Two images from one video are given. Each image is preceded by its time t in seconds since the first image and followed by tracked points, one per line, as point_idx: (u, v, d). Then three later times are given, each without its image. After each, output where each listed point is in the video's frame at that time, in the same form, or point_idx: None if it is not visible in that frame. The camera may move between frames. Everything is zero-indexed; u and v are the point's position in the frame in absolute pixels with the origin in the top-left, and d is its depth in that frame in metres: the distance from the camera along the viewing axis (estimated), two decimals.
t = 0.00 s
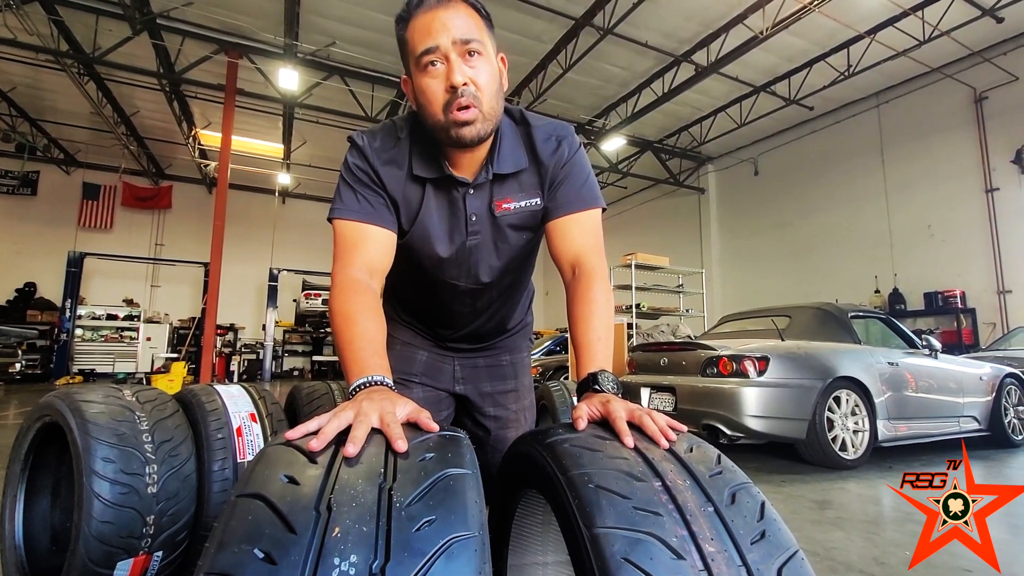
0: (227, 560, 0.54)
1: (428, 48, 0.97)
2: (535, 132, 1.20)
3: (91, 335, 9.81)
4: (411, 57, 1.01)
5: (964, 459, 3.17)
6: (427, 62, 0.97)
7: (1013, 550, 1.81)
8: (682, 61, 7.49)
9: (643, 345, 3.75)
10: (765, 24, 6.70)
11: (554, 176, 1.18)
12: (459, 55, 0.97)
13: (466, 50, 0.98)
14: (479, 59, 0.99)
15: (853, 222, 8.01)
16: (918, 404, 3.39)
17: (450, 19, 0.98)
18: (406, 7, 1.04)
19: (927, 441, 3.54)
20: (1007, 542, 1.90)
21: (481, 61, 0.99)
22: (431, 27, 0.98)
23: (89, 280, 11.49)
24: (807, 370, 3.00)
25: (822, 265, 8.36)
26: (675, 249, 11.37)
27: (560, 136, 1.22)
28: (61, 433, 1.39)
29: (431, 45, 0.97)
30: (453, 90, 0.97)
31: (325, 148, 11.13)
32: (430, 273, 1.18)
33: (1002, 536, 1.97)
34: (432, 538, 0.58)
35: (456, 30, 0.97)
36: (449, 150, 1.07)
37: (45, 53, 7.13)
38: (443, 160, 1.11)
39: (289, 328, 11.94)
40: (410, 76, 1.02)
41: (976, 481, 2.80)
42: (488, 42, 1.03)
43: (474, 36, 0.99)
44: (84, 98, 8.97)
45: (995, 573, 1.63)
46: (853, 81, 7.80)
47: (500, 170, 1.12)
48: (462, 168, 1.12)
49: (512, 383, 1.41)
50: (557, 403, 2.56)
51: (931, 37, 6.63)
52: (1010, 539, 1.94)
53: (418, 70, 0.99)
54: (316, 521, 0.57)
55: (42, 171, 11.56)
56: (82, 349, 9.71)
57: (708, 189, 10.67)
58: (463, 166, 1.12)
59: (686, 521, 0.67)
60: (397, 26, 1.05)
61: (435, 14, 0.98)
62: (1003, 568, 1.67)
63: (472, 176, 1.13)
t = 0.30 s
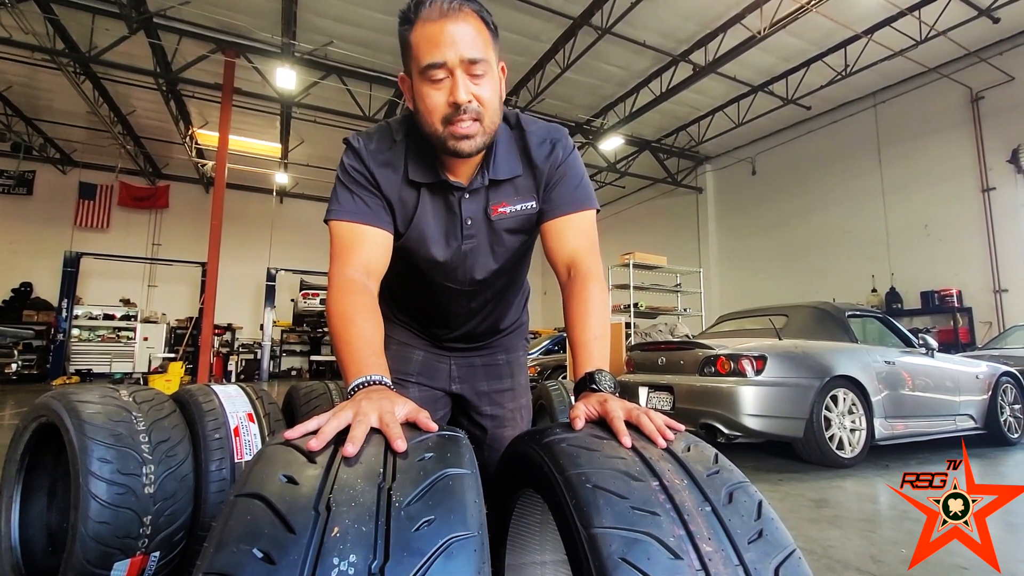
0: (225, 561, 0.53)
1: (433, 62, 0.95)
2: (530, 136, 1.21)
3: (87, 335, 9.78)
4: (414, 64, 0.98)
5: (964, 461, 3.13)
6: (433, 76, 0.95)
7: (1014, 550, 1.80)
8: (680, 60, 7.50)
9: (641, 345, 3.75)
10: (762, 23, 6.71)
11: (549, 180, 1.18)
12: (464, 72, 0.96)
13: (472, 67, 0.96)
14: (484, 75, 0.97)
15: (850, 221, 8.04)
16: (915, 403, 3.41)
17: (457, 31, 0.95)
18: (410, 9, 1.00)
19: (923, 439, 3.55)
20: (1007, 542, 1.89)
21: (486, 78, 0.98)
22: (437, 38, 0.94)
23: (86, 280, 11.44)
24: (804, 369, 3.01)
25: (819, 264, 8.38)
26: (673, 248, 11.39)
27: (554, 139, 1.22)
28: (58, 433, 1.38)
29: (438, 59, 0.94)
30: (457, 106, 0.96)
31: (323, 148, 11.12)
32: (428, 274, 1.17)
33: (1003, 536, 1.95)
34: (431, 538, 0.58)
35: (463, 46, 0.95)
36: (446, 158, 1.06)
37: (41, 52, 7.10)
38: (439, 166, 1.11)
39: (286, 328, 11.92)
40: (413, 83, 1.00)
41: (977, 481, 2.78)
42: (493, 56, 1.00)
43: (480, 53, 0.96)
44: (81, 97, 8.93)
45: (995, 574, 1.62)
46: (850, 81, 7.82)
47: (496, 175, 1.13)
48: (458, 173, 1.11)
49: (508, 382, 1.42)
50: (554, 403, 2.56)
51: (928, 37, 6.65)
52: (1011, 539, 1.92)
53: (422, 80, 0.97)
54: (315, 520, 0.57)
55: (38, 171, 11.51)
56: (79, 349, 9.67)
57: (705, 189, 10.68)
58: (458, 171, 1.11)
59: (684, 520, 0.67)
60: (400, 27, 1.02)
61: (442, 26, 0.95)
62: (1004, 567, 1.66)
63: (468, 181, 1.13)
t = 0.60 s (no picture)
0: (222, 560, 0.53)
1: (446, 76, 0.95)
2: (528, 141, 1.21)
3: (85, 336, 9.75)
4: (425, 75, 0.98)
5: (964, 463, 3.09)
6: (446, 89, 0.95)
7: (1014, 551, 1.78)
8: (678, 59, 7.50)
9: (639, 344, 3.75)
10: (760, 23, 6.71)
11: (547, 185, 1.19)
12: (477, 86, 0.96)
13: (485, 82, 0.97)
14: (495, 89, 0.98)
15: (848, 221, 8.05)
16: (912, 401, 3.41)
17: (470, 45, 0.95)
18: (422, 17, 0.99)
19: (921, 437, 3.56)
20: (1008, 542, 1.87)
21: (497, 92, 0.99)
22: (450, 51, 0.94)
23: (83, 281, 11.41)
24: (802, 368, 3.02)
25: (817, 263, 8.39)
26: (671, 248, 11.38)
27: (552, 145, 1.23)
28: (55, 434, 1.38)
29: (452, 74, 0.94)
30: (470, 120, 0.97)
31: (322, 148, 11.11)
32: (427, 277, 1.18)
33: (1002, 536, 1.94)
34: (429, 535, 0.58)
35: (477, 61, 0.95)
36: (448, 164, 1.07)
37: (38, 52, 7.08)
38: (441, 171, 1.11)
39: (285, 328, 11.89)
40: (422, 93, 1.00)
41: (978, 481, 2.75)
42: (503, 71, 1.01)
43: (493, 69, 0.97)
44: (78, 97, 8.91)
45: (996, 574, 1.61)
46: (847, 80, 7.83)
47: (498, 181, 1.13)
48: (459, 178, 1.12)
49: (503, 381, 1.42)
50: (553, 402, 2.55)
51: (926, 36, 6.66)
52: (1012, 539, 1.91)
53: (433, 92, 0.97)
54: (313, 520, 0.58)
55: (35, 171, 11.47)
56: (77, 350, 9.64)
57: (704, 188, 10.68)
58: (460, 177, 1.11)
59: (682, 520, 0.67)
60: (411, 34, 1.01)
61: (454, 39, 0.95)
62: (1004, 568, 1.65)
63: (469, 186, 1.13)
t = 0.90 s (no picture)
0: (223, 558, 0.54)
1: (438, 78, 0.96)
2: (529, 149, 1.23)
3: (84, 337, 9.73)
4: (417, 79, 0.99)
5: (964, 462, 3.03)
6: (438, 92, 0.96)
7: (1015, 551, 1.77)
8: (675, 59, 7.51)
9: (638, 343, 3.75)
10: (757, 22, 6.72)
11: (548, 192, 1.22)
12: (469, 85, 0.97)
13: (476, 80, 0.97)
14: (486, 87, 0.99)
15: (846, 219, 8.06)
16: (910, 399, 3.42)
17: (458, 45, 0.96)
18: (410, 24, 1.01)
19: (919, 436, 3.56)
20: (1008, 542, 1.85)
21: (489, 89, 0.99)
22: (439, 53, 0.95)
23: (81, 282, 11.39)
24: (801, 367, 3.02)
25: (816, 262, 8.40)
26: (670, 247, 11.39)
27: (551, 157, 1.25)
28: (53, 436, 1.38)
29: (443, 75, 0.95)
30: (463, 119, 0.97)
31: (319, 148, 11.09)
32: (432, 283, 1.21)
33: (1002, 536, 1.92)
34: (426, 533, 0.58)
35: (467, 60, 0.95)
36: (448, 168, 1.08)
37: (34, 53, 7.07)
38: (442, 176, 1.12)
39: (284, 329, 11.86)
40: (416, 97, 1.01)
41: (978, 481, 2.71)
42: (494, 68, 1.01)
43: (483, 66, 0.97)
44: (74, 98, 8.89)
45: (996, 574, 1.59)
46: (844, 79, 7.84)
47: (498, 186, 1.15)
48: (460, 182, 1.13)
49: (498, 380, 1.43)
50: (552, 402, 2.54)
51: (922, 35, 6.66)
52: (1012, 539, 1.89)
53: (427, 96, 0.98)
54: (312, 518, 0.58)
55: (32, 172, 11.45)
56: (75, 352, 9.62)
57: (702, 187, 10.68)
58: (460, 180, 1.13)
59: (679, 518, 0.67)
60: (401, 42, 1.02)
61: (442, 41, 0.96)
62: (1004, 568, 1.63)
63: (470, 190, 1.14)
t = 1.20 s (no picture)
0: (217, 562, 0.53)
1: (439, 89, 0.96)
2: (532, 154, 1.24)
3: (81, 339, 9.71)
4: (419, 88, 0.99)
5: (962, 462, 3.01)
6: (439, 102, 0.96)
7: (1015, 551, 1.75)
8: (672, 58, 7.51)
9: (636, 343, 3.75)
10: (754, 21, 6.72)
11: (549, 198, 1.24)
12: (470, 96, 0.97)
13: (478, 91, 0.97)
14: (489, 97, 0.98)
15: (844, 218, 8.07)
16: (908, 397, 3.43)
17: (461, 55, 0.96)
18: (412, 33, 1.00)
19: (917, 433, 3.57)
20: (1008, 542, 1.83)
21: (491, 99, 0.99)
22: (442, 64, 0.95)
23: (78, 284, 11.36)
24: (799, 365, 3.02)
25: (814, 260, 8.41)
26: (668, 246, 11.39)
27: (554, 161, 1.27)
28: (51, 439, 1.38)
29: (443, 86, 0.95)
30: (464, 130, 0.98)
31: (317, 148, 11.06)
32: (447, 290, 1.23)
33: (1003, 536, 1.90)
34: (425, 536, 0.58)
35: (469, 71, 0.95)
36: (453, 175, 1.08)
37: (29, 54, 7.05)
38: (449, 182, 1.13)
39: (282, 330, 11.83)
40: (418, 106, 1.01)
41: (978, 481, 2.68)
42: (497, 77, 1.01)
43: (485, 76, 0.97)
44: (71, 100, 8.87)
45: (996, 574, 1.57)
46: (841, 78, 7.85)
47: (503, 190, 1.16)
48: (465, 187, 1.13)
49: (497, 379, 1.43)
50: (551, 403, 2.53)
51: (919, 33, 6.67)
52: (1011, 537, 1.88)
53: (428, 106, 0.98)
54: (308, 522, 0.58)
55: (28, 174, 11.41)
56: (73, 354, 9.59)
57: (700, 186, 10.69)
58: (465, 184, 1.12)
59: (677, 515, 0.67)
60: (402, 50, 1.02)
61: (445, 51, 0.95)
62: (1004, 567, 1.62)
63: (475, 195, 1.15)
